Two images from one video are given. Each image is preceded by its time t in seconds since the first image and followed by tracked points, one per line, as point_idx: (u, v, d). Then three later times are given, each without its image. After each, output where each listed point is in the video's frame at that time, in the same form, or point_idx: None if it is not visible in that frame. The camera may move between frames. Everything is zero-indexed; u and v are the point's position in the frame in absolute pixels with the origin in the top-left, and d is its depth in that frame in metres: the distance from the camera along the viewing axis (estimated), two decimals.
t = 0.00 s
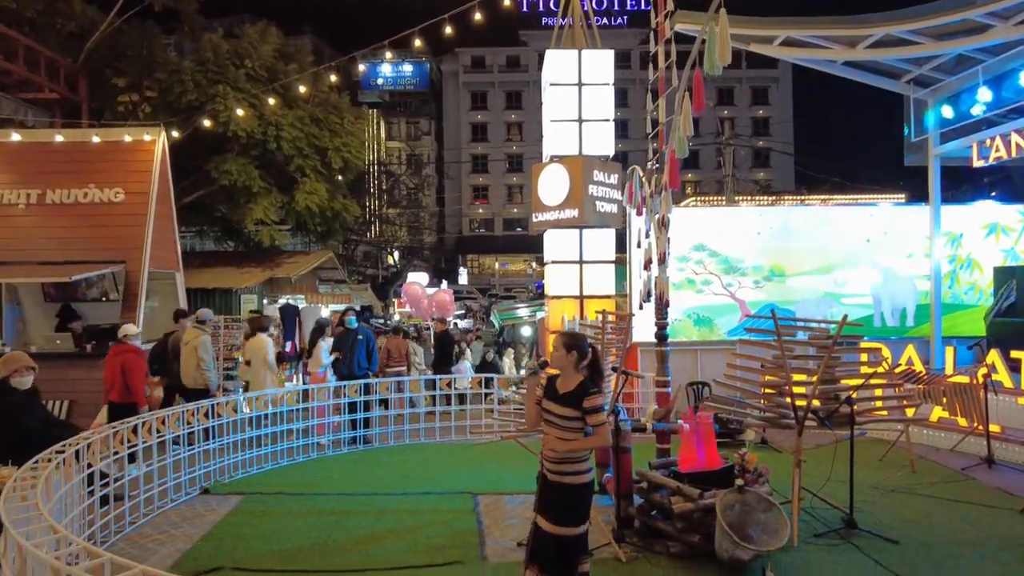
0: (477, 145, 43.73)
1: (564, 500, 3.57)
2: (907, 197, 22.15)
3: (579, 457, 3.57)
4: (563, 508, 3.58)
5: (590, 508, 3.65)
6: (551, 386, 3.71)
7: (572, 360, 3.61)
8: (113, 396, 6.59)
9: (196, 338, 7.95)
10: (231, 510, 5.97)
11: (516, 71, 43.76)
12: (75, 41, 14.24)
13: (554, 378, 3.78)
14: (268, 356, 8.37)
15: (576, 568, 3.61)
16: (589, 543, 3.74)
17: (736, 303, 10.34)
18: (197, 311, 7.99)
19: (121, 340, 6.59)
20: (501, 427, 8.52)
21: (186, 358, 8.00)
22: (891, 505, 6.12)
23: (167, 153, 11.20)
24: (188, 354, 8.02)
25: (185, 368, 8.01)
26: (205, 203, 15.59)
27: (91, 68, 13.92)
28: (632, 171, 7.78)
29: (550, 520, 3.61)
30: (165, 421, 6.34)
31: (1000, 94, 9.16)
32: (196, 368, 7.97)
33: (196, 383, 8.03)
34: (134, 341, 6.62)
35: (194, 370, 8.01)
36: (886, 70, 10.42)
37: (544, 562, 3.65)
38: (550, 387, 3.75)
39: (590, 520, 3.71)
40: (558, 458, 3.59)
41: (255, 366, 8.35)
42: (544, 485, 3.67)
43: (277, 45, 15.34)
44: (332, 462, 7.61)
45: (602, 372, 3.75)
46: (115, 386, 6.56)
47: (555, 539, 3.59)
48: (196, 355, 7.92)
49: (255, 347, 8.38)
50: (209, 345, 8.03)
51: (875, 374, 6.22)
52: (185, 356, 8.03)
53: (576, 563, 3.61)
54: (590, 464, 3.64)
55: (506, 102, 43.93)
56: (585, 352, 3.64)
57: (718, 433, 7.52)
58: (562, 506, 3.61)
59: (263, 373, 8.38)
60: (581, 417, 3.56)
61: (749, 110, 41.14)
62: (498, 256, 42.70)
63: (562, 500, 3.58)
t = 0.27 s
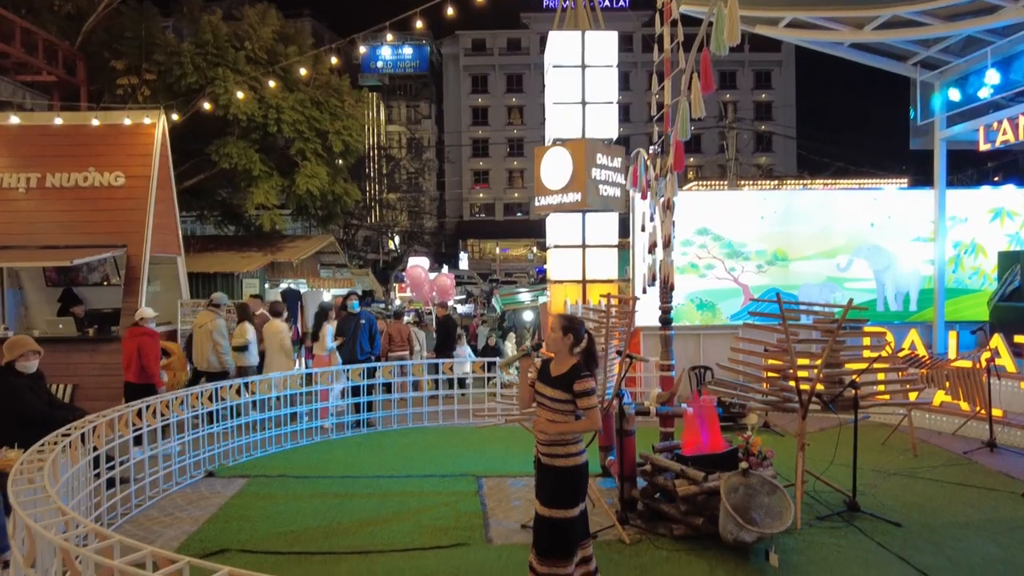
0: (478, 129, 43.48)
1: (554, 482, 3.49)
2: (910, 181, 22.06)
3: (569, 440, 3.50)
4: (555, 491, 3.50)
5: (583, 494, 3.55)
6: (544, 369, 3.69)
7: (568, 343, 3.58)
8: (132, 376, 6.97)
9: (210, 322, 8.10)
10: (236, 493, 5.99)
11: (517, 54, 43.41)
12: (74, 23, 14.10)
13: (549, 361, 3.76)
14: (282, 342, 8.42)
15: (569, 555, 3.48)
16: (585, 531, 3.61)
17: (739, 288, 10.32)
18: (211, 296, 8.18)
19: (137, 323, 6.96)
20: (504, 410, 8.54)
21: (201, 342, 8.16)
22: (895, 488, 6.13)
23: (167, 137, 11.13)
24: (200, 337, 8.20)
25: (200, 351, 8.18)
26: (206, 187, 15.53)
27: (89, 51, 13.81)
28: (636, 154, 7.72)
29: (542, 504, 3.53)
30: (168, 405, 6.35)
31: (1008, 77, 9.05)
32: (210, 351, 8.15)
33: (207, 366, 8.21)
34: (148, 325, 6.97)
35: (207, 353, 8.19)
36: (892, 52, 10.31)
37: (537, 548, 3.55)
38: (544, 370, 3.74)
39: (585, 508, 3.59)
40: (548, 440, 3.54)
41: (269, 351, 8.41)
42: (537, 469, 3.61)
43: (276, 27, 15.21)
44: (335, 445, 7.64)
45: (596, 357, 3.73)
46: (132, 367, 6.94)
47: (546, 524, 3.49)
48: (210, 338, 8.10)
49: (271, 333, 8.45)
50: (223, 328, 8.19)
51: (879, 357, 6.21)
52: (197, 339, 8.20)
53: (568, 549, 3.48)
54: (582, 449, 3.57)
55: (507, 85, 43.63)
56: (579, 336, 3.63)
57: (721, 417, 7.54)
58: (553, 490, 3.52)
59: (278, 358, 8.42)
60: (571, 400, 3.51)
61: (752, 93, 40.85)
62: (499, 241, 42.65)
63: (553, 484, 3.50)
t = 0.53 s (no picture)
0: (480, 114, 43.26)
1: (543, 469, 3.48)
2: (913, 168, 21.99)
3: (557, 426, 3.49)
4: (545, 478, 3.48)
5: (574, 480, 3.52)
6: (533, 356, 3.69)
7: (558, 330, 3.58)
8: (156, 364, 7.25)
9: (220, 308, 8.21)
10: (241, 479, 6.05)
11: (519, 38, 43.12)
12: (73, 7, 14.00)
13: (540, 349, 3.75)
14: (300, 327, 8.61)
15: (564, 542, 3.45)
16: (581, 518, 3.58)
17: (741, 276, 10.32)
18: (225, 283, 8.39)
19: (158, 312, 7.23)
20: (506, 397, 8.59)
21: (212, 328, 8.19)
22: (895, 475, 6.18)
23: (168, 122, 11.10)
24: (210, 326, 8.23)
25: (211, 338, 8.19)
26: (207, 173, 15.51)
27: (89, 35, 13.75)
28: (640, 141, 7.70)
29: (534, 490, 3.51)
30: (174, 392, 6.39)
31: (1014, 63, 9.00)
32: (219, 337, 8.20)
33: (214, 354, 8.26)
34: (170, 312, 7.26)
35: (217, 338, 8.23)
36: (897, 38, 10.24)
37: (534, 535, 3.54)
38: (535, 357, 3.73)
39: (578, 494, 3.56)
40: (536, 426, 3.52)
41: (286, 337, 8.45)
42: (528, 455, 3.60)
43: (277, 12, 15.13)
44: (339, 432, 7.70)
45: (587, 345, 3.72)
46: (155, 355, 7.15)
47: (538, 510, 3.48)
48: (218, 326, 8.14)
49: (287, 319, 8.58)
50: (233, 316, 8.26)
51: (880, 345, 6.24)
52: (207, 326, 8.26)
53: (562, 536, 3.45)
54: (572, 436, 3.56)
55: (508, 70, 43.38)
56: (567, 322, 3.61)
57: (722, 404, 7.58)
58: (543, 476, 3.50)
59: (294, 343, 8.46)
60: (557, 386, 3.50)
61: (755, 79, 40.60)
62: (500, 228, 42.64)
63: (543, 471, 3.49)
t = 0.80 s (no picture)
0: (482, 112, 43.24)
1: (534, 468, 3.51)
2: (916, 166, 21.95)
3: (548, 426, 3.51)
4: (537, 478, 3.51)
5: (566, 479, 3.54)
6: (526, 357, 3.70)
7: (552, 332, 3.59)
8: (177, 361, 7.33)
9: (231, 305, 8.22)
10: (246, 478, 6.09)
11: (522, 36, 43.06)
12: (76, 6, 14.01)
13: (533, 350, 3.76)
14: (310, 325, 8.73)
15: (556, 541, 3.50)
16: (573, 517, 3.62)
17: (743, 275, 10.34)
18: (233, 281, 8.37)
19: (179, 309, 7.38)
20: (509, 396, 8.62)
21: (224, 325, 8.24)
22: (896, 475, 6.20)
23: (172, 122, 11.13)
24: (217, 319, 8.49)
25: (223, 334, 8.24)
26: (211, 171, 15.54)
27: (93, 34, 13.78)
28: (642, 140, 7.70)
29: (526, 491, 3.54)
30: (179, 391, 6.43)
31: (1017, 62, 8.89)
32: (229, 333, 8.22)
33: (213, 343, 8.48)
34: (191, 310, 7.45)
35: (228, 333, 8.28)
36: (900, 36, 10.21)
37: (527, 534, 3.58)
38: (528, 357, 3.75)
39: (570, 494, 3.59)
40: (527, 426, 3.54)
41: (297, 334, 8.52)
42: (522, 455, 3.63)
43: (280, 10, 15.16)
44: (343, 430, 7.73)
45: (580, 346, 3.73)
46: (177, 350, 7.27)
47: (531, 509, 3.51)
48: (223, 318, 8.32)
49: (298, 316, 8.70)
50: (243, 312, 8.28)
51: (882, 344, 6.26)
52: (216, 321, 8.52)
53: (554, 535, 3.49)
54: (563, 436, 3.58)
55: (511, 67, 43.34)
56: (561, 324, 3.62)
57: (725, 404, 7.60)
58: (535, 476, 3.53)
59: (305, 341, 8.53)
60: (549, 388, 3.50)
61: (758, 76, 40.52)
62: (503, 225, 42.68)
63: (535, 470, 3.51)
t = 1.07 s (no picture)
0: (483, 112, 43.26)
1: (531, 469, 3.52)
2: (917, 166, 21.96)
3: (544, 426, 3.56)
4: (531, 477, 3.52)
5: (558, 481, 3.58)
6: (519, 360, 3.75)
7: (545, 334, 3.67)
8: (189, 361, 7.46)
9: (241, 307, 8.38)
10: (247, 479, 6.12)
11: (523, 36, 43.08)
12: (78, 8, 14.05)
13: (523, 353, 3.81)
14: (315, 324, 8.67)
15: (546, 542, 3.51)
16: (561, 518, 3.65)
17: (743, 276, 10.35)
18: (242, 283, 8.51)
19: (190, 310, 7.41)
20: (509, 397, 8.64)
21: (233, 326, 8.43)
22: (895, 476, 6.23)
23: (173, 124, 11.17)
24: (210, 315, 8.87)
25: (233, 335, 8.43)
26: (212, 172, 15.59)
27: (95, 37, 13.84)
28: (642, 142, 7.72)
29: (519, 491, 3.54)
30: (179, 393, 6.46)
31: (1017, 64, 8.91)
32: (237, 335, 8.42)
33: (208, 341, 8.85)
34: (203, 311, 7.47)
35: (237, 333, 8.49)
36: (900, 38, 10.22)
37: (515, 537, 3.56)
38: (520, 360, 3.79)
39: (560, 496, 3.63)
40: (526, 426, 3.58)
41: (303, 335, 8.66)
42: (511, 456, 3.63)
43: (281, 13, 15.21)
44: (343, 431, 7.76)
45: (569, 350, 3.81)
46: (188, 350, 7.39)
47: (523, 510, 3.52)
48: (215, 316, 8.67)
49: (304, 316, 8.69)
50: (252, 314, 8.45)
51: (881, 346, 6.28)
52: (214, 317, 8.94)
53: (546, 536, 3.51)
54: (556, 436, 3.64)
55: (512, 68, 43.35)
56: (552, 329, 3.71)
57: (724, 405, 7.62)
58: (529, 477, 3.54)
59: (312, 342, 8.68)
60: (545, 388, 3.57)
61: (759, 76, 40.54)
62: (503, 226, 42.74)
63: (530, 471, 3.52)
